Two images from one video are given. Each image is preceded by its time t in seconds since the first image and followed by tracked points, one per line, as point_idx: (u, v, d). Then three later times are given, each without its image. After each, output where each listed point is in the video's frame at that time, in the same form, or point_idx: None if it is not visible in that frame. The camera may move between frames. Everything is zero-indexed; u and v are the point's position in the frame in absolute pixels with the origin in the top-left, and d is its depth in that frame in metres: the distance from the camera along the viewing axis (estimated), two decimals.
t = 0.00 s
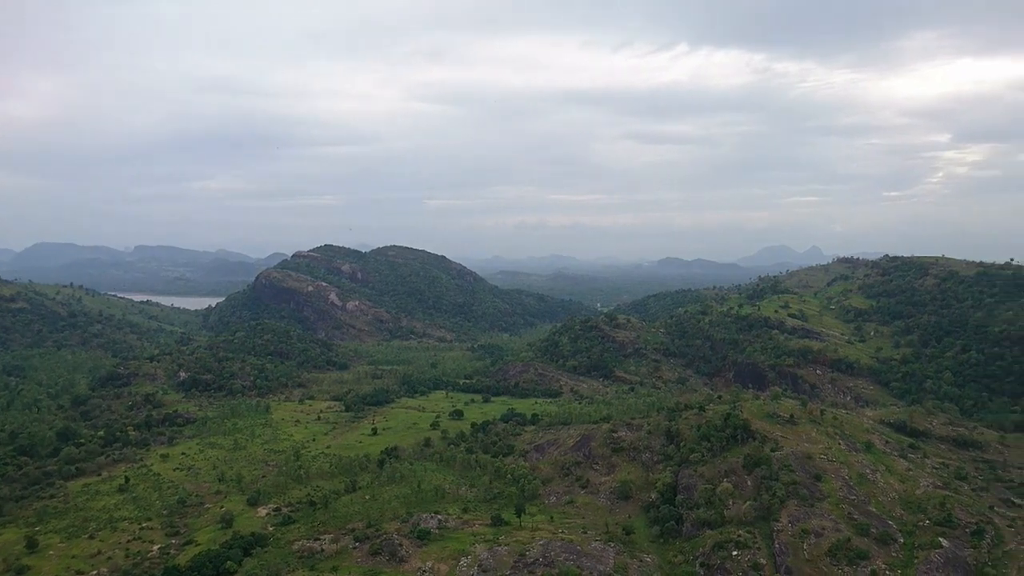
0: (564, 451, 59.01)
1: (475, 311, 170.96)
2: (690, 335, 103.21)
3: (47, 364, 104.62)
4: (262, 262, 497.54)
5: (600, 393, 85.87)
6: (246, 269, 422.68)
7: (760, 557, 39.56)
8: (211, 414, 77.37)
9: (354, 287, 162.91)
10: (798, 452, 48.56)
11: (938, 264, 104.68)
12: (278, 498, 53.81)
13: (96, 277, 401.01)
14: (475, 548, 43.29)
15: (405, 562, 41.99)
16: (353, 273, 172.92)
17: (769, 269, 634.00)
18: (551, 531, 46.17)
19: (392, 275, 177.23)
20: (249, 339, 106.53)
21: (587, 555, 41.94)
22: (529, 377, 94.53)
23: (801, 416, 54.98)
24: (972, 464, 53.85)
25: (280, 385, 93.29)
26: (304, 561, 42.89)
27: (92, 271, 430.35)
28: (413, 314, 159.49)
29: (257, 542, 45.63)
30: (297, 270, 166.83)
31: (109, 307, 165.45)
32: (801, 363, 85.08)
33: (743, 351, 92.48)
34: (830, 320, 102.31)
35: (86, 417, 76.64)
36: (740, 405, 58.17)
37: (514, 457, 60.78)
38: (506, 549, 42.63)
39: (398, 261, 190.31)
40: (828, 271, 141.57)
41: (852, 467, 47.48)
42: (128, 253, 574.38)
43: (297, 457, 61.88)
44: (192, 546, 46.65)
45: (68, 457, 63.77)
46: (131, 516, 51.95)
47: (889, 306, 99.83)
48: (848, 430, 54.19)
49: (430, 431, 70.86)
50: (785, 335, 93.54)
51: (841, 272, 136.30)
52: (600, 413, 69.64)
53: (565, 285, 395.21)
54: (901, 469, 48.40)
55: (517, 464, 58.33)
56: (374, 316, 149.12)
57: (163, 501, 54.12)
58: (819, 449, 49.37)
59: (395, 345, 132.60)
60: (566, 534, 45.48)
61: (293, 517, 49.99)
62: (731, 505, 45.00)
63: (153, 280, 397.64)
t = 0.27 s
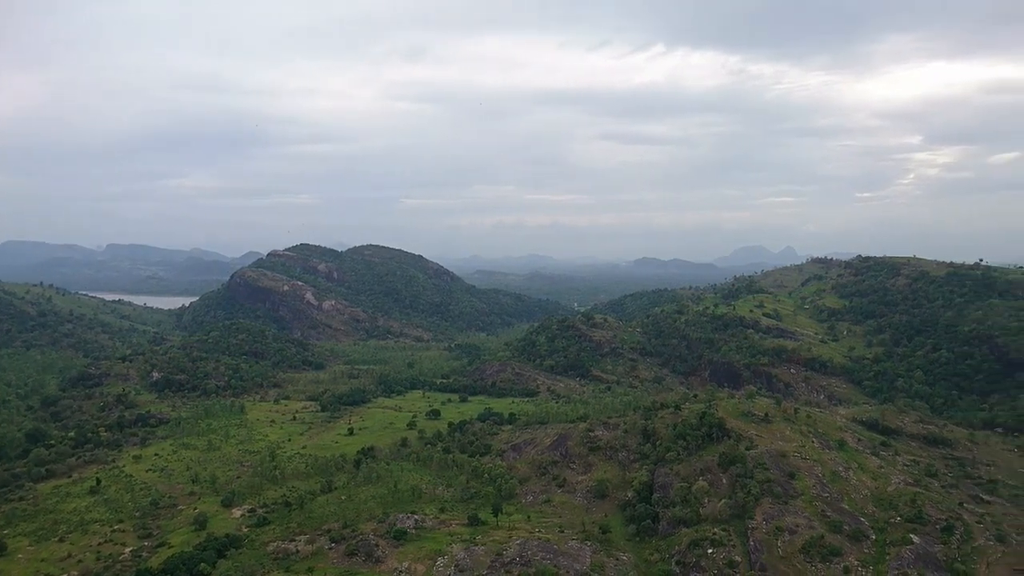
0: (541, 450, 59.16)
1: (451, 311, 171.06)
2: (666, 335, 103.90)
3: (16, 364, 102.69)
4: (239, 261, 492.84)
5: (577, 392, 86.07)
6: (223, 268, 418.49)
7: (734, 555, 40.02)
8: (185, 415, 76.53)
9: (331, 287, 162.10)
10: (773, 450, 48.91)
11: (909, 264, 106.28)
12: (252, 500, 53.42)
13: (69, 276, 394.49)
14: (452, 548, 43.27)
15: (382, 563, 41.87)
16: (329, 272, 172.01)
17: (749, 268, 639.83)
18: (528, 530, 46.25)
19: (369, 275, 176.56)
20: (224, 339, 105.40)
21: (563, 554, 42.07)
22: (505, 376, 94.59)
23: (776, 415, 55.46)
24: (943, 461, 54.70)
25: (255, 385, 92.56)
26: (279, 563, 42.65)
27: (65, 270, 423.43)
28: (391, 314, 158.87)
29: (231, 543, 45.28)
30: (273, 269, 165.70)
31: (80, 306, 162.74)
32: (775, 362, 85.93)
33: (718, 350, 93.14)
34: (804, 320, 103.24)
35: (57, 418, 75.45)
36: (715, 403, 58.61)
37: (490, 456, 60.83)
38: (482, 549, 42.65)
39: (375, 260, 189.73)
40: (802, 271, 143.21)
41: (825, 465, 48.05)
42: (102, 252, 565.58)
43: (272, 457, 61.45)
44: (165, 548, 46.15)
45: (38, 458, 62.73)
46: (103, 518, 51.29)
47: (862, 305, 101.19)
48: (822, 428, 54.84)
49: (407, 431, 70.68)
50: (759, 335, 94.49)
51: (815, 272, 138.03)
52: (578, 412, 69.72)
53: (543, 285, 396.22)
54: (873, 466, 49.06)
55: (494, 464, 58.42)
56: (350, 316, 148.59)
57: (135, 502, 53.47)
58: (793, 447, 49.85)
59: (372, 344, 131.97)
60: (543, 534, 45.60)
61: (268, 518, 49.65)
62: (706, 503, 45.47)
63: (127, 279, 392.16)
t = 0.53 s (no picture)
0: (518, 449, 59.26)
1: (428, 310, 170.88)
2: (642, 335, 104.55)
3: None
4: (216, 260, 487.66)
5: (554, 392, 86.16)
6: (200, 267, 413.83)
7: (709, 553, 40.60)
8: (158, 415, 75.62)
9: (308, 287, 161.09)
10: (748, 448, 49.28)
11: (882, 264, 107.76)
12: (227, 501, 52.96)
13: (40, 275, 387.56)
14: (429, 548, 43.17)
15: (359, 563, 41.69)
16: (305, 272, 170.96)
17: (729, 268, 644.70)
18: (505, 530, 46.27)
19: (346, 274, 175.61)
20: (198, 338, 104.16)
21: (540, 553, 42.14)
22: (483, 376, 94.52)
23: (751, 413, 55.95)
24: (914, 459, 55.52)
25: (229, 386, 91.68)
26: (254, 564, 42.36)
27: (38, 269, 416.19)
28: (369, 313, 158.14)
29: (206, 545, 44.89)
30: (248, 268, 164.33)
31: (50, 305, 159.95)
32: (750, 361, 86.68)
33: (694, 350, 93.74)
34: (779, 320, 104.09)
35: (26, 419, 74.19)
36: (691, 403, 58.96)
37: (467, 456, 60.82)
38: (460, 549, 42.62)
39: (351, 259, 188.88)
40: (777, 271, 144.61)
41: (799, 463, 48.52)
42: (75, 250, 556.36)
43: (248, 458, 60.96)
44: (138, 550, 45.63)
45: (6, 461, 61.63)
46: (74, 520, 50.59)
47: (836, 305, 102.38)
48: (796, 426, 55.38)
49: (384, 431, 70.42)
50: (735, 335, 95.30)
51: (789, 272, 139.51)
52: (555, 411, 69.77)
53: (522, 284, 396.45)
54: (847, 463, 49.67)
55: (471, 464, 58.45)
56: (327, 315, 147.83)
57: (107, 505, 52.78)
58: (768, 445, 50.24)
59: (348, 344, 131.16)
60: (520, 533, 45.66)
61: (243, 520, 49.27)
62: (682, 501, 46.11)
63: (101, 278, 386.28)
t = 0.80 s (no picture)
0: (495, 449, 59.28)
1: (405, 310, 170.53)
2: (619, 335, 105.05)
3: None
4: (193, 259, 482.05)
5: (531, 392, 86.25)
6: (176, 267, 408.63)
7: (686, 551, 40.95)
8: (130, 416, 74.66)
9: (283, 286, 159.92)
10: (723, 446, 49.67)
11: (855, 264, 109.17)
12: (201, 503, 52.42)
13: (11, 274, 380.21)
14: (405, 548, 43.06)
15: (335, 564, 41.48)
16: (280, 271, 169.84)
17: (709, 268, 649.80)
18: (482, 530, 46.25)
19: (322, 274, 174.44)
20: (171, 338, 102.86)
21: (517, 553, 42.20)
22: (460, 376, 94.41)
23: (727, 412, 56.41)
24: (886, 456, 56.32)
25: (203, 386, 90.70)
26: (228, 567, 42.02)
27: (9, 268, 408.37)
28: (346, 313, 157.36)
29: (179, 547, 44.47)
30: (223, 267, 162.83)
31: (19, 305, 157.00)
32: (725, 360, 87.37)
33: (670, 349, 94.26)
34: (754, 319, 104.97)
35: None
36: (667, 402, 59.31)
37: (444, 456, 60.75)
38: (436, 549, 42.55)
39: (327, 259, 187.79)
40: (752, 271, 145.89)
41: (773, 461, 49.02)
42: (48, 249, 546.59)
43: (222, 459, 60.43)
44: (110, 554, 45.04)
45: None
46: (44, 524, 49.81)
47: (810, 305, 103.51)
48: (771, 424, 55.94)
49: (360, 431, 70.12)
50: (711, 334, 96.00)
51: (764, 272, 140.94)
52: (532, 411, 69.86)
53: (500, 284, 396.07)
54: (820, 461, 50.26)
55: (448, 464, 58.40)
56: (303, 315, 146.93)
57: (77, 507, 52.00)
58: (743, 443, 50.67)
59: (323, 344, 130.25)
60: (497, 533, 45.67)
61: (217, 522, 48.84)
62: (659, 500, 46.39)
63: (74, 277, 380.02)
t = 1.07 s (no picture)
0: (471, 449, 59.23)
1: (381, 310, 169.83)
2: (594, 335, 105.48)
3: None
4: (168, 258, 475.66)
5: (506, 392, 86.26)
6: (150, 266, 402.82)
7: (661, 549, 41.25)
8: (100, 418, 73.59)
9: (257, 286, 158.46)
10: (698, 445, 50.06)
11: (827, 264, 110.55)
12: (172, 505, 51.79)
13: None
14: (381, 549, 42.91)
15: (309, 566, 41.19)
16: (254, 271, 168.29)
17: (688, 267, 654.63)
18: (458, 530, 46.20)
19: (297, 274, 173.01)
20: (143, 339, 101.55)
21: (493, 553, 42.23)
22: (435, 376, 94.19)
23: (701, 411, 56.84)
24: (858, 454, 57.08)
25: (176, 387, 89.56)
26: (200, 570, 41.59)
27: None
28: (321, 313, 156.30)
29: (150, 551, 43.93)
30: (196, 267, 161.06)
31: None
32: (700, 360, 88.03)
33: (645, 349, 94.76)
34: (729, 319, 105.85)
35: None
36: (642, 401, 59.60)
37: (420, 457, 60.59)
38: (412, 550, 42.45)
39: (302, 258, 186.36)
40: (727, 271, 147.13)
41: (747, 459, 49.51)
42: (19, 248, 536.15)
43: (195, 461, 59.75)
44: (79, 558, 44.37)
45: None
46: (10, 528, 48.91)
47: (783, 305, 104.62)
48: (745, 423, 56.47)
49: (335, 432, 69.70)
50: (685, 334, 96.67)
51: (738, 272, 142.22)
52: (508, 411, 69.83)
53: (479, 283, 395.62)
54: (793, 459, 50.83)
55: (423, 465, 58.24)
56: (277, 315, 145.75)
57: (45, 512, 51.13)
58: (717, 442, 51.11)
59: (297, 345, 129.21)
60: (473, 533, 45.63)
61: (190, 524, 48.29)
62: (634, 499, 46.65)
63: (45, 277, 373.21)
